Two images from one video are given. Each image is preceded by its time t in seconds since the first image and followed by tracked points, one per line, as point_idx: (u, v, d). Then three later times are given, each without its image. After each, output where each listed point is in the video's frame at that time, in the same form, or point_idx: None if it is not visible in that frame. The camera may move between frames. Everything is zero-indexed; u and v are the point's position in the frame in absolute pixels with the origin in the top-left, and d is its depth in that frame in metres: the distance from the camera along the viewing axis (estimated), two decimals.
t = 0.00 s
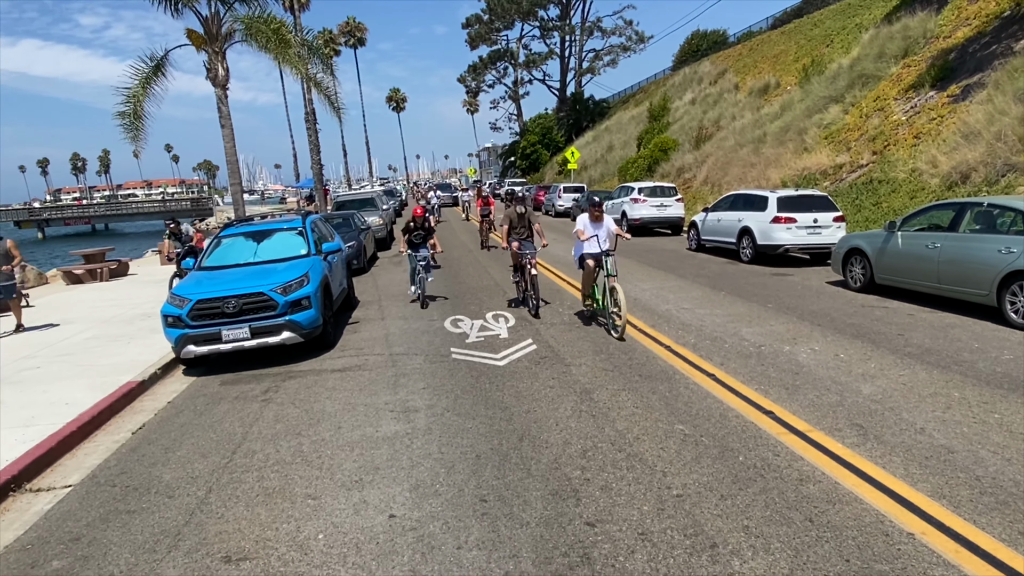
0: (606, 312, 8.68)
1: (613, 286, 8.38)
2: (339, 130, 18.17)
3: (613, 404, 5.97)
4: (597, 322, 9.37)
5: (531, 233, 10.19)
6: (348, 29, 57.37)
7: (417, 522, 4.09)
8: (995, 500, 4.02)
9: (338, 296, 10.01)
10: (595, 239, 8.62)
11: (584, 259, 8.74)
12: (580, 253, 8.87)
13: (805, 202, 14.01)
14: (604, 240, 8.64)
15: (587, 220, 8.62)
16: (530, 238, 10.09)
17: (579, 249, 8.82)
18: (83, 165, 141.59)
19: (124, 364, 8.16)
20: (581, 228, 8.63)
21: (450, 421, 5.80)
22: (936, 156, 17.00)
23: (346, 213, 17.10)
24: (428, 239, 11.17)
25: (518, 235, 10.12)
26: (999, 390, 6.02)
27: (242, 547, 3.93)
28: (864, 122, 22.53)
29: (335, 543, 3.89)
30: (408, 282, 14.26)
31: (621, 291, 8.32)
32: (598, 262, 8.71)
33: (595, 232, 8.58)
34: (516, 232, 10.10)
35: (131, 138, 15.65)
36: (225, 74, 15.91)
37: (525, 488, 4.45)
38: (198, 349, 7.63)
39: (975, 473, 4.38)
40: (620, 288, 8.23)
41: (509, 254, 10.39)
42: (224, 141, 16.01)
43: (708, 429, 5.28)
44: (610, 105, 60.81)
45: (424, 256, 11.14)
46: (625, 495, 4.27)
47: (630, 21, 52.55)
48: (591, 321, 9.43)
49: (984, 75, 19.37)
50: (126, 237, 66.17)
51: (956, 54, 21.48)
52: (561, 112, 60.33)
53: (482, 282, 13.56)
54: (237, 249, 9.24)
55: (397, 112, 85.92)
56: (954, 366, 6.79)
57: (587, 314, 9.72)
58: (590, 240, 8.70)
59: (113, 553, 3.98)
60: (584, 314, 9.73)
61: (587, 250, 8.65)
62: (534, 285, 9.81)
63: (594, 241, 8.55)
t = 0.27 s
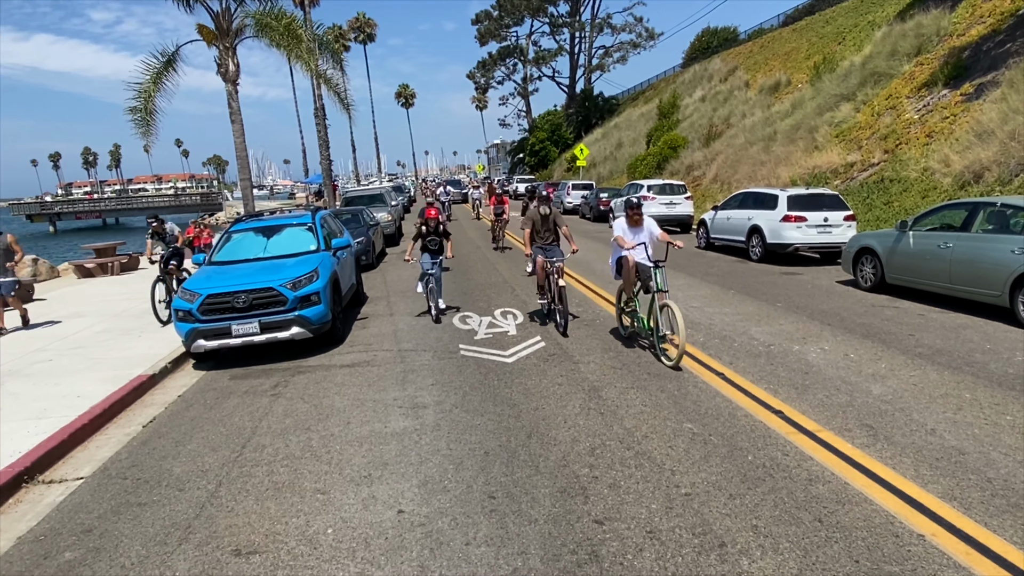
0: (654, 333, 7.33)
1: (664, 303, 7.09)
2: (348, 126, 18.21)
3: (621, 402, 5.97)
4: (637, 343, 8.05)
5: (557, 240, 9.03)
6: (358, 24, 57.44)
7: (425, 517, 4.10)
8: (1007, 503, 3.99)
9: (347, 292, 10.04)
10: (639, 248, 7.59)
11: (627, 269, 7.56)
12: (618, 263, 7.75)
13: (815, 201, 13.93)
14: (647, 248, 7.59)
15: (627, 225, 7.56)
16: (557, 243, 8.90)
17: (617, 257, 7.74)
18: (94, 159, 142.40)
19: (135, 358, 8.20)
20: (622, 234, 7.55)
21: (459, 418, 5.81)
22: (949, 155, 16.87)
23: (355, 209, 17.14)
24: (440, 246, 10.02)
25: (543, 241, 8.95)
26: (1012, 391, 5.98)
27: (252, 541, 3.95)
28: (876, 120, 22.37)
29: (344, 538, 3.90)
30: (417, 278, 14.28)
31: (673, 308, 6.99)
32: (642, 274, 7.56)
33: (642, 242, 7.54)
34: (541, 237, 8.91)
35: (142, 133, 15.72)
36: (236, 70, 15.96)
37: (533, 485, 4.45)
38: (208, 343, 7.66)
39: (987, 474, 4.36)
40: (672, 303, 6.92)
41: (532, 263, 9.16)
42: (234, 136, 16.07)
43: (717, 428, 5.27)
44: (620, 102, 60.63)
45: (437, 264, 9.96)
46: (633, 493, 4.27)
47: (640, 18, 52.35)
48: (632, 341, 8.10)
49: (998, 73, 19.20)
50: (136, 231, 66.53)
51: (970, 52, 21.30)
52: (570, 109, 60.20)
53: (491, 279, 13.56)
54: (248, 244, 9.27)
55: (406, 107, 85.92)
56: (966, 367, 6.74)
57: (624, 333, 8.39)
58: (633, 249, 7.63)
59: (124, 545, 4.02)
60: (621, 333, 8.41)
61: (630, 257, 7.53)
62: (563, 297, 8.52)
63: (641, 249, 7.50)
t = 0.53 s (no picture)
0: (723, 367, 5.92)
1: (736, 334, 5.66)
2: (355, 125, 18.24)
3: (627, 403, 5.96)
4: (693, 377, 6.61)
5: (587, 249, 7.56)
6: (365, 23, 57.55)
7: (432, 517, 4.11)
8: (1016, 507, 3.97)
9: (354, 291, 10.06)
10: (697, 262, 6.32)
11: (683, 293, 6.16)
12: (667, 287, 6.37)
13: (823, 202, 13.88)
14: (706, 266, 6.32)
15: (680, 239, 6.32)
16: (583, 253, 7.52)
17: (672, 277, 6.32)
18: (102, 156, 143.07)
19: (143, 356, 8.22)
20: (675, 248, 6.28)
21: (465, 417, 5.82)
22: (958, 156, 16.78)
23: (362, 208, 17.17)
24: (456, 257, 8.62)
25: (571, 253, 7.45)
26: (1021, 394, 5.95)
27: (260, 538, 3.97)
28: (885, 121, 22.27)
29: (350, 537, 3.91)
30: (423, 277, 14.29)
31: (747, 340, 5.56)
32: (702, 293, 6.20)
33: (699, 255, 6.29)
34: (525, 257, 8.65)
35: (150, 131, 15.78)
36: (244, 68, 16.00)
37: (540, 485, 4.46)
38: (216, 341, 7.69)
39: (996, 478, 4.34)
40: (747, 331, 5.51)
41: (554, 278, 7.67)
42: (242, 134, 16.12)
43: (724, 430, 5.26)
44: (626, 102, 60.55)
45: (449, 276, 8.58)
46: (640, 495, 4.27)
47: (648, 18, 52.24)
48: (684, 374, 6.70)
49: (1008, 74, 19.10)
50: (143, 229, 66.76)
51: (980, 53, 21.18)
52: (576, 108, 60.15)
53: (497, 278, 13.56)
54: (255, 242, 9.30)
55: (413, 106, 85.98)
56: (975, 370, 6.70)
57: (676, 366, 6.91)
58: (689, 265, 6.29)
59: (133, 541, 4.04)
60: (670, 365, 6.96)
61: (688, 276, 6.16)
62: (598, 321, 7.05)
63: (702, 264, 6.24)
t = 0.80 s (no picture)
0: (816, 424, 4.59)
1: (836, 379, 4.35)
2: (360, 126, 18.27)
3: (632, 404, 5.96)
4: (765, 429, 5.26)
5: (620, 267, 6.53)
6: (371, 25, 57.69)
7: (436, 518, 4.10)
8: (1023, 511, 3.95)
9: (358, 291, 10.07)
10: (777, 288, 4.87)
11: (762, 332, 4.72)
12: (739, 320, 4.91)
13: (828, 204, 13.85)
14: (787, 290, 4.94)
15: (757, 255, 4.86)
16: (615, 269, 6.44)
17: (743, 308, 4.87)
18: (108, 156, 143.56)
19: (148, 355, 8.23)
20: (751, 267, 4.81)
21: (469, 418, 5.82)
22: (964, 159, 16.73)
23: (366, 208, 17.19)
24: (472, 276, 7.24)
25: (602, 269, 6.47)
26: None
27: (264, 538, 3.97)
28: (890, 124, 22.21)
29: (354, 537, 3.91)
30: (427, 278, 14.30)
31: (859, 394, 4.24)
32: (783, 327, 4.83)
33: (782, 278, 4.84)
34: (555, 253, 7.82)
35: (155, 131, 15.83)
36: (249, 69, 16.04)
37: (544, 487, 4.45)
38: (220, 341, 7.70)
39: (1002, 482, 4.31)
40: (856, 385, 4.22)
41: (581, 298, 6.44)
42: (247, 135, 16.16)
43: (729, 432, 5.25)
44: (631, 104, 60.51)
45: (468, 298, 7.15)
46: (644, 497, 4.26)
47: (653, 19, 52.21)
48: (755, 427, 5.32)
49: (1015, 77, 19.03)
50: (149, 229, 66.95)
51: (986, 55, 21.11)
52: (581, 110, 60.14)
53: (501, 280, 13.56)
54: (260, 243, 9.32)
55: (417, 107, 86.11)
56: (982, 373, 6.66)
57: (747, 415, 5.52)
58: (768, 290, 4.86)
59: (137, 541, 4.05)
60: (740, 413, 5.60)
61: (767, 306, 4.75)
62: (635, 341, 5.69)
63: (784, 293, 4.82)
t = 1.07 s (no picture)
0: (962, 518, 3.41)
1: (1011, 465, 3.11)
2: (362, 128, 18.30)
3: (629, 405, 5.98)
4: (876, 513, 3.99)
5: (666, 292, 5.30)
6: (373, 28, 57.85)
7: (438, 520, 4.10)
8: None
9: (360, 293, 10.08)
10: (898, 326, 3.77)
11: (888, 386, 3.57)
12: (849, 368, 3.82)
13: (830, 207, 13.85)
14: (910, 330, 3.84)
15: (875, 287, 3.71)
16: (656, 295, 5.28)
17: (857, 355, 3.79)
18: (111, 158, 143.91)
19: (150, 357, 8.24)
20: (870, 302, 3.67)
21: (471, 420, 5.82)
22: (966, 162, 16.71)
23: (368, 210, 17.20)
24: (497, 306, 5.67)
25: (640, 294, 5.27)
26: None
27: (265, 540, 3.97)
28: (893, 127, 22.20)
29: (355, 540, 3.91)
30: (429, 280, 14.30)
31: None
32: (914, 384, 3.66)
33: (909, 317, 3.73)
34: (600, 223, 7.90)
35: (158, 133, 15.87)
36: (252, 71, 16.08)
37: (546, 490, 4.44)
38: (223, 342, 7.71)
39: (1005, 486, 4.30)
40: None
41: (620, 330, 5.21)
42: (250, 137, 16.20)
43: (731, 435, 5.24)
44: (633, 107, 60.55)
45: (486, 333, 5.62)
46: (646, 500, 4.25)
47: (655, 22, 52.25)
48: (803, 467, 4.64)
49: (1017, 80, 19.02)
50: (151, 230, 67.04)
51: (989, 59, 21.10)
52: (583, 112, 60.18)
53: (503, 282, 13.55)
54: (263, 244, 9.33)
55: (419, 110, 86.27)
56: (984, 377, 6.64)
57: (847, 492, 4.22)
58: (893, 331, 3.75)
59: (138, 542, 4.05)
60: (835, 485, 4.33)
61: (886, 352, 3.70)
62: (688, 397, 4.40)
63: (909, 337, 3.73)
